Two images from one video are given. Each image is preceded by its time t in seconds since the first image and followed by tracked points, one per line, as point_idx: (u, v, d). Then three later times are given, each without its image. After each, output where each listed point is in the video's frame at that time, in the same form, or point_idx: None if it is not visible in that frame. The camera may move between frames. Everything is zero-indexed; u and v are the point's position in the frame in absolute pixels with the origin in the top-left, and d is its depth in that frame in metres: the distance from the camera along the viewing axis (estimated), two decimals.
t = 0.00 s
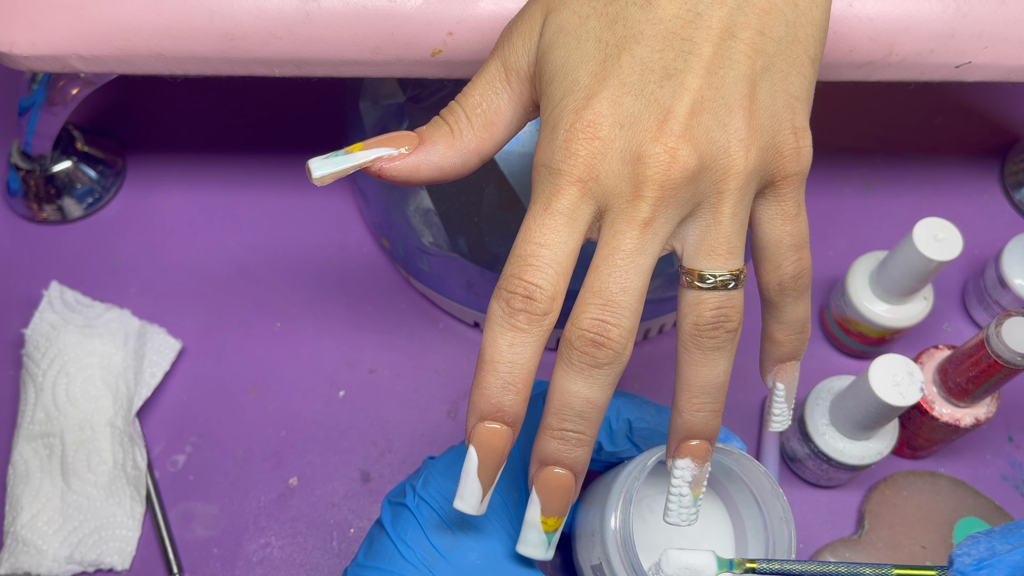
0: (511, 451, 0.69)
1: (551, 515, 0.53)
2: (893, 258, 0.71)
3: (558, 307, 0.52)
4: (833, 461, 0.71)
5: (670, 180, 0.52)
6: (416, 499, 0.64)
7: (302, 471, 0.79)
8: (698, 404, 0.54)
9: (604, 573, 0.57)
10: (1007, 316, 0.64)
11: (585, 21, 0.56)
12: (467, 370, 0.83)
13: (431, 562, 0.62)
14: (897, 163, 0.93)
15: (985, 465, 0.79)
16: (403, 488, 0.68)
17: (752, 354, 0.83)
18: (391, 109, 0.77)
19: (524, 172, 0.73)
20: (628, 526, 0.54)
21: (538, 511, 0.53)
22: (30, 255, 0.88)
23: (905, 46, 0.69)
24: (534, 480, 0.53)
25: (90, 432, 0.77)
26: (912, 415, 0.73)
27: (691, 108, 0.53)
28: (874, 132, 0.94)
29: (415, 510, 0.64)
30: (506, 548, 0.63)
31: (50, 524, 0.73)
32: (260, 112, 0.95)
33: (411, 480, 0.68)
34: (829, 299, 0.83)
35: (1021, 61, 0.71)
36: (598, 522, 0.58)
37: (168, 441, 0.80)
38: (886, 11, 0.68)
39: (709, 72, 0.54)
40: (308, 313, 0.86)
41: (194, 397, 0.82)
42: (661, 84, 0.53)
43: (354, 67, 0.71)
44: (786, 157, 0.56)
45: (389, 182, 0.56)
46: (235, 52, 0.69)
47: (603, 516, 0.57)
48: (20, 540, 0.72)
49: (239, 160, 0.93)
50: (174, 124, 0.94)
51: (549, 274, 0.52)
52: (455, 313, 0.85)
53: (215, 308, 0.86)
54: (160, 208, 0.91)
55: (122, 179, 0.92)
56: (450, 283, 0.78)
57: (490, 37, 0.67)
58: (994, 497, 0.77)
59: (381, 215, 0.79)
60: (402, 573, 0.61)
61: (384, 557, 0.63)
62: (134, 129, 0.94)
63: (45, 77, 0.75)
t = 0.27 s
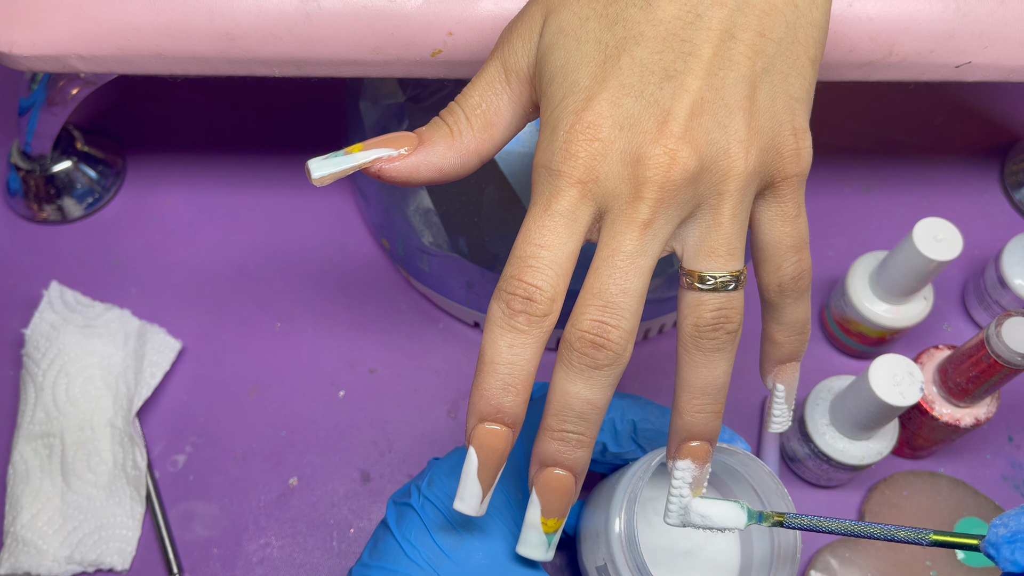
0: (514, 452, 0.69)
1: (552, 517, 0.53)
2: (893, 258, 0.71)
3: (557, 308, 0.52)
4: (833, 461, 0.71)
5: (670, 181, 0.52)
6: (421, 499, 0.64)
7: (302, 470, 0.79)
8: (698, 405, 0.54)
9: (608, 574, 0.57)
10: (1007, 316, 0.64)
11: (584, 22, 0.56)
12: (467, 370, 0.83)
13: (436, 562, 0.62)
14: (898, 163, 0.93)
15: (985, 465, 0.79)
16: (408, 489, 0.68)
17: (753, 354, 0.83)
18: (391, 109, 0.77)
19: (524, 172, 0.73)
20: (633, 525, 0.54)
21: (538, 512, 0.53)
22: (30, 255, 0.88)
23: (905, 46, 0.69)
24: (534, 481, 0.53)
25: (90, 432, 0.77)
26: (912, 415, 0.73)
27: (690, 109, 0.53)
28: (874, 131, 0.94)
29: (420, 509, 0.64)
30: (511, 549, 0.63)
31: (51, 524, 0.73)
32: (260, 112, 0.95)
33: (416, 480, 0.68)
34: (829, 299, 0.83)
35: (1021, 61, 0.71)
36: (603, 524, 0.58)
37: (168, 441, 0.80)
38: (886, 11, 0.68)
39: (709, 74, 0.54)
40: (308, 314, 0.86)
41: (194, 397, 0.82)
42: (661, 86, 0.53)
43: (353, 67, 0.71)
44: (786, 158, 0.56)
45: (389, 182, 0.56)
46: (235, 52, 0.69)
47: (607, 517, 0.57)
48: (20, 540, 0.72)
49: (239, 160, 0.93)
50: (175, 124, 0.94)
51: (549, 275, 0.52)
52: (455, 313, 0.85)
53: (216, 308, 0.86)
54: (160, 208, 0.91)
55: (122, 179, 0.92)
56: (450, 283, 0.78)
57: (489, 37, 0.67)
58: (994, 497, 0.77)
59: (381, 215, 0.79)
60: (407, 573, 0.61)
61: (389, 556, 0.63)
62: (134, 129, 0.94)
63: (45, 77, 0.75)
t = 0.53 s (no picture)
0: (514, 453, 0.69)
1: (553, 517, 0.53)
2: (893, 258, 0.71)
3: (558, 308, 0.52)
4: (833, 461, 0.71)
5: (671, 182, 0.52)
6: (422, 498, 0.64)
7: (302, 470, 0.79)
8: (699, 405, 0.54)
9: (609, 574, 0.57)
10: (1007, 316, 0.64)
11: (585, 22, 0.56)
12: (467, 370, 0.83)
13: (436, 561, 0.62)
14: (897, 163, 0.94)
15: (985, 465, 0.79)
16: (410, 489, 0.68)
17: (752, 354, 0.83)
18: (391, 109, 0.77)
19: (524, 172, 0.73)
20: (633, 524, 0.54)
21: (539, 512, 0.53)
22: (30, 255, 0.88)
23: (905, 46, 0.69)
24: (535, 481, 0.53)
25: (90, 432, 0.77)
26: (912, 415, 0.73)
27: (691, 109, 0.53)
28: (874, 131, 0.95)
29: (421, 509, 0.64)
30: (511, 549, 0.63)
31: (51, 524, 0.73)
32: (260, 112, 0.95)
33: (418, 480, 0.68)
34: (829, 299, 0.83)
35: (1021, 61, 0.71)
36: (603, 525, 0.58)
37: (168, 441, 0.80)
38: (886, 11, 0.68)
39: (709, 74, 0.54)
40: (308, 314, 0.86)
41: (194, 397, 0.82)
42: (662, 86, 0.53)
43: (354, 67, 0.71)
44: (786, 159, 0.56)
45: (389, 181, 0.56)
46: (235, 52, 0.69)
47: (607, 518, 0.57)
48: (20, 540, 0.72)
49: (239, 160, 0.93)
50: (175, 124, 0.94)
51: (550, 276, 0.52)
52: (455, 313, 0.85)
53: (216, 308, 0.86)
54: (160, 208, 0.91)
55: (122, 179, 0.92)
56: (450, 283, 0.78)
57: (490, 37, 0.67)
58: (993, 497, 0.77)
59: (381, 215, 0.79)
60: (407, 572, 0.61)
61: (391, 556, 0.63)
62: (134, 129, 0.94)
63: (45, 77, 0.75)
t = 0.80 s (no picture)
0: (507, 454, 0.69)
1: (553, 517, 0.53)
2: (893, 258, 0.71)
3: (558, 309, 0.52)
4: (833, 461, 0.71)
5: (671, 182, 0.52)
6: (411, 497, 0.65)
7: (302, 471, 0.79)
8: (700, 405, 0.54)
9: (600, 572, 0.56)
10: (1007, 316, 0.64)
11: (585, 22, 0.56)
12: (467, 370, 0.83)
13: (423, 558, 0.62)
14: (897, 163, 0.93)
15: (985, 465, 0.79)
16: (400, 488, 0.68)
17: (752, 354, 0.83)
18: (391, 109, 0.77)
19: (524, 172, 0.73)
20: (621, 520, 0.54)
21: (539, 512, 0.53)
22: (30, 255, 0.88)
23: (905, 46, 0.69)
24: (535, 481, 0.53)
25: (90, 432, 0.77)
26: (912, 415, 0.73)
27: (691, 109, 0.53)
28: (874, 131, 0.95)
29: (409, 507, 0.64)
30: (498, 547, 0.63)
31: (51, 524, 0.73)
32: (260, 112, 0.95)
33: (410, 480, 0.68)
34: (829, 299, 0.83)
35: (1021, 61, 0.71)
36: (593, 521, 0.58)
37: (168, 441, 0.80)
38: (886, 11, 0.68)
39: (709, 74, 0.54)
40: (308, 314, 0.86)
41: (194, 397, 0.82)
42: (662, 86, 0.53)
43: (354, 67, 0.70)
44: (786, 159, 0.56)
45: (389, 181, 0.56)
46: (235, 52, 0.69)
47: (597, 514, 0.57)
48: (20, 540, 0.72)
49: (239, 160, 0.93)
50: (174, 124, 0.94)
51: (550, 275, 0.52)
52: (455, 313, 0.85)
53: (215, 308, 0.86)
54: (160, 208, 0.91)
55: (122, 179, 0.92)
56: (450, 283, 0.78)
57: (490, 37, 0.67)
58: (994, 497, 0.77)
59: (381, 215, 0.79)
60: (393, 569, 0.62)
61: (377, 553, 0.63)
62: (134, 129, 0.94)
63: (45, 77, 0.75)
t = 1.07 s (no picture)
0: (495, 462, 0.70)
1: (553, 516, 0.53)
2: (893, 258, 0.71)
3: (558, 308, 0.52)
4: (833, 461, 0.71)
5: (670, 182, 0.52)
6: (396, 508, 0.65)
7: (302, 471, 0.79)
8: (701, 404, 0.54)
9: None
10: (1007, 316, 0.64)
11: (584, 22, 0.56)
12: (467, 370, 0.83)
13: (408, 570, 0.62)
14: (897, 163, 0.93)
15: (985, 465, 0.79)
16: (383, 498, 0.68)
17: (752, 354, 0.83)
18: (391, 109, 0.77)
19: (523, 172, 0.73)
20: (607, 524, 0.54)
21: (539, 512, 0.53)
22: (30, 255, 0.88)
23: (905, 46, 0.69)
24: (535, 481, 0.53)
25: (90, 432, 0.77)
26: (912, 415, 0.73)
27: (691, 109, 0.53)
28: (874, 131, 0.95)
29: (393, 519, 0.64)
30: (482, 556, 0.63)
31: (51, 524, 0.73)
32: (260, 112, 0.95)
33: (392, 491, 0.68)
34: (829, 299, 0.83)
35: (1021, 61, 0.71)
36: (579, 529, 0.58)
37: (168, 441, 0.80)
38: (886, 11, 0.68)
39: (709, 74, 0.54)
40: (308, 314, 0.86)
41: (194, 397, 0.82)
42: (661, 86, 0.53)
43: (354, 67, 0.70)
44: (786, 159, 0.56)
45: (389, 182, 0.56)
46: (235, 52, 0.69)
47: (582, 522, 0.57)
48: (20, 540, 0.72)
49: (239, 160, 0.93)
50: (175, 124, 0.95)
51: (550, 275, 0.52)
52: (455, 313, 0.85)
53: (215, 308, 0.86)
54: (160, 208, 0.91)
55: (122, 179, 0.92)
56: (450, 283, 0.78)
57: (490, 37, 0.67)
58: (994, 497, 0.77)
59: (381, 215, 0.79)
60: None
61: (361, 566, 0.63)
62: (134, 129, 0.94)
63: (45, 77, 0.75)
